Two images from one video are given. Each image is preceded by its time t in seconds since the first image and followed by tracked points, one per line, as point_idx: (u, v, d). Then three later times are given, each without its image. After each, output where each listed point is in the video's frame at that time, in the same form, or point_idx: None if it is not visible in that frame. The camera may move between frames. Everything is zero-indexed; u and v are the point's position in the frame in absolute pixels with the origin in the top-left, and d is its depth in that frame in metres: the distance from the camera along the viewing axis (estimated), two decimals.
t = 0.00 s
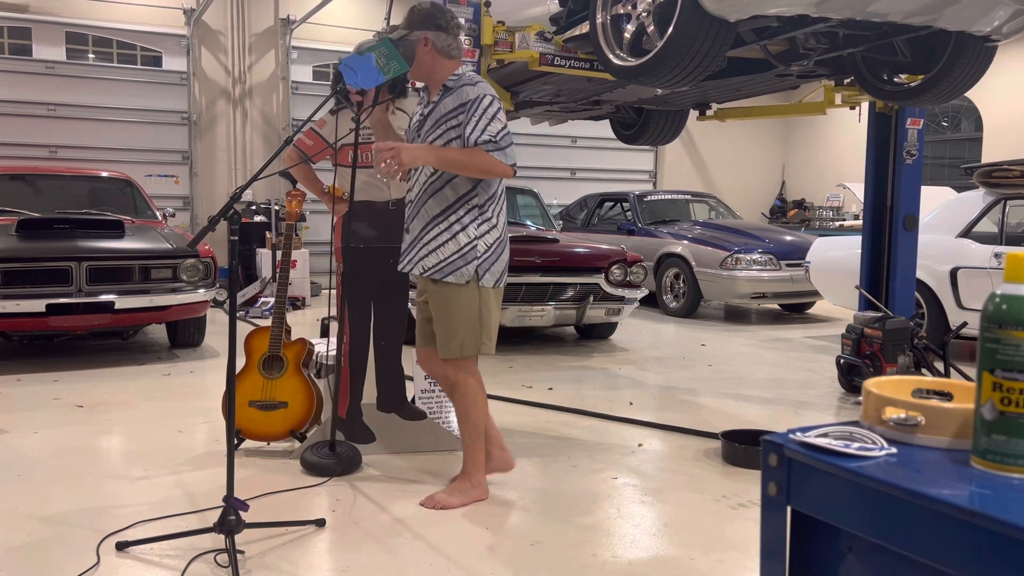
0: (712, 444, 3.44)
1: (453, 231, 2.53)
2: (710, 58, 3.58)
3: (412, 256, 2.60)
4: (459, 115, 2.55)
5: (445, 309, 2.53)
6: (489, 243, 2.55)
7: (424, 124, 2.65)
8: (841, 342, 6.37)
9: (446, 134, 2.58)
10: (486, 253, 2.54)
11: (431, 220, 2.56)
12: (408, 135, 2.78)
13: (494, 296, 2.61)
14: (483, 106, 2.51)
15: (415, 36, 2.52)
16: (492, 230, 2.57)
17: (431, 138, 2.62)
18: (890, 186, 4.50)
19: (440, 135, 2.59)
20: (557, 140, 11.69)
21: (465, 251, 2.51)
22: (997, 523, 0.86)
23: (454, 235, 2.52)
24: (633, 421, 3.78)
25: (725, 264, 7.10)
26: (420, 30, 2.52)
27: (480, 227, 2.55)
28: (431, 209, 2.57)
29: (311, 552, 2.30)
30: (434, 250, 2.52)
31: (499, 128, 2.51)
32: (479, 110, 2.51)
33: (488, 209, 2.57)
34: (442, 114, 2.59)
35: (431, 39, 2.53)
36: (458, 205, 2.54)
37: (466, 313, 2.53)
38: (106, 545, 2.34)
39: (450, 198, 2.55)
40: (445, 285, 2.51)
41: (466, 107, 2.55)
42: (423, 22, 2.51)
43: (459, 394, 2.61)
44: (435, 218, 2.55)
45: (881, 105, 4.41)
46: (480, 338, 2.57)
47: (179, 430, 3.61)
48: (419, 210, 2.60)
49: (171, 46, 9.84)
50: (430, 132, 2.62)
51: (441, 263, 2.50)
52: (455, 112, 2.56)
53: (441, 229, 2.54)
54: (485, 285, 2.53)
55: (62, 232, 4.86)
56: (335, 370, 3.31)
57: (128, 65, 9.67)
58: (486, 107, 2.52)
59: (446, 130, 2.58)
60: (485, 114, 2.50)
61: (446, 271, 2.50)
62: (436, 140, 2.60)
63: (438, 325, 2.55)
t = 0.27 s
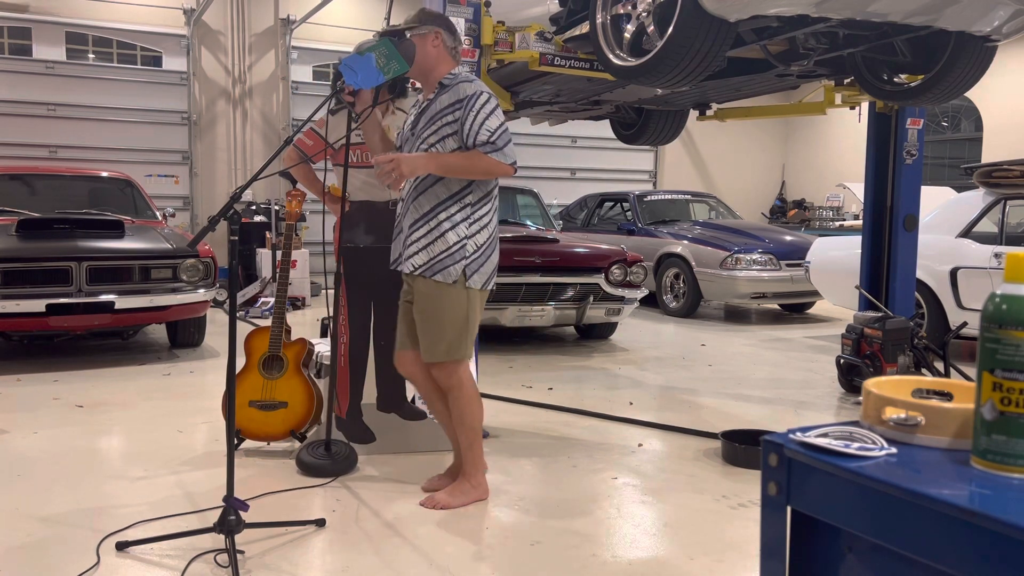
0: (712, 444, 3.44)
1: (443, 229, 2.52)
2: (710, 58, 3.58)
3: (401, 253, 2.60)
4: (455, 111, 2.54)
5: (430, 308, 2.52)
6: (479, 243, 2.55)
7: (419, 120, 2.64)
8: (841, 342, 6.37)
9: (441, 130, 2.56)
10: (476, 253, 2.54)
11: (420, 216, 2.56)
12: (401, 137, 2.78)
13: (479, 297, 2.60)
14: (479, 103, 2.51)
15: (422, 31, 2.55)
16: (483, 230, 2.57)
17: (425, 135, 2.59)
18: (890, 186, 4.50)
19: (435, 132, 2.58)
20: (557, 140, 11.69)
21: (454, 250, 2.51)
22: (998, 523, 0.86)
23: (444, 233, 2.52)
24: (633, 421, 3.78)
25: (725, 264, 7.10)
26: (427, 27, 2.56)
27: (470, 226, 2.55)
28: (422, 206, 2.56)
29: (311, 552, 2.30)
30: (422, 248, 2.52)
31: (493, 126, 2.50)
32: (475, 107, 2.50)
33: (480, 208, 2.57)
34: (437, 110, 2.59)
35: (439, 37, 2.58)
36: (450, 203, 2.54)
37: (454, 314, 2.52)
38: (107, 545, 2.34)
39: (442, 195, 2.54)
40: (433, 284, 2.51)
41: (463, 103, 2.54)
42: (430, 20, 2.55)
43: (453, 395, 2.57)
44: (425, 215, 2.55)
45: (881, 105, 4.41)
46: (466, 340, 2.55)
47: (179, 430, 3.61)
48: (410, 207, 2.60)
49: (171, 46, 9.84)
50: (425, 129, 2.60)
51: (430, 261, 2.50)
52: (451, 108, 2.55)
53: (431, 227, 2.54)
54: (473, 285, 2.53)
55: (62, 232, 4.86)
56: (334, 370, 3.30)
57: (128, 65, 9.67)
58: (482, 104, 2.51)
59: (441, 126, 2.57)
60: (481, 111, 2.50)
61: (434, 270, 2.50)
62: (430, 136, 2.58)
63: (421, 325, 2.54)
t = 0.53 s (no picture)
0: (712, 444, 3.44)
1: (439, 227, 2.52)
2: (710, 58, 3.58)
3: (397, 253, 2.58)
4: (447, 108, 2.54)
5: (428, 309, 2.52)
6: (475, 241, 2.55)
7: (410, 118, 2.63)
8: (841, 342, 6.37)
9: (433, 128, 2.57)
10: (472, 251, 2.54)
11: (416, 216, 2.55)
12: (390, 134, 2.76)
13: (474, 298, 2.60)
14: (471, 99, 2.51)
15: (414, 27, 2.54)
16: (479, 227, 2.57)
17: (417, 134, 2.59)
18: (890, 186, 4.50)
19: (428, 130, 2.58)
20: (557, 140, 11.69)
21: (451, 248, 2.51)
22: (997, 523, 0.86)
23: (440, 232, 2.52)
24: (633, 421, 3.78)
25: (725, 264, 7.10)
26: (417, 23, 2.54)
27: (467, 223, 2.55)
28: (418, 204, 2.55)
29: (311, 552, 2.30)
30: (419, 247, 2.51)
31: (484, 124, 2.50)
32: (467, 103, 2.51)
33: (475, 205, 2.57)
34: (428, 108, 2.59)
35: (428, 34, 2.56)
36: (446, 200, 2.54)
37: (450, 315, 2.52)
38: (107, 545, 2.34)
39: (438, 192, 2.54)
40: (431, 284, 2.51)
41: (454, 101, 2.54)
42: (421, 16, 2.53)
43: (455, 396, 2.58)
44: (421, 214, 2.54)
45: (881, 105, 4.41)
46: (466, 343, 2.55)
47: (179, 430, 3.61)
48: (405, 206, 2.58)
49: (171, 46, 9.85)
50: (417, 128, 2.60)
51: (427, 260, 2.50)
52: (443, 105, 2.56)
53: (427, 226, 2.53)
54: (470, 284, 2.54)
55: (62, 232, 4.86)
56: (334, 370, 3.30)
57: (128, 65, 9.67)
58: (473, 100, 2.52)
59: (434, 123, 2.57)
60: (472, 107, 2.50)
61: (431, 269, 2.49)
62: (423, 136, 2.58)
63: (416, 330, 2.55)
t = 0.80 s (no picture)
0: (712, 444, 3.44)
1: (436, 224, 2.52)
2: (710, 58, 3.58)
3: (390, 253, 2.54)
4: (439, 105, 2.56)
5: (432, 308, 2.50)
6: (469, 237, 2.58)
7: (397, 116, 2.61)
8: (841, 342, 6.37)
9: (425, 124, 2.56)
10: (467, 247, 2.57)
11: (410, 214, 2.52)
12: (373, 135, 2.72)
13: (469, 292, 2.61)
14: (462, 97, 2.55)
15: (386, 29, 2.49)
16: (471, 223, 2.61)
17: (407, 132, 2.57)
18: (890, 186, 4.50)
19: (419, 127, 2.57)
20: (557, 140, 11.69)
21: (449, 244, 2.52)
22: (997, 523, 0.86)
23: (437, 228, 2.52)
24: (633, 421, 3.78)
25: (725, 264, 7.09)
26: (389, 24, 2.51)
27: (461, 220, 2.57)
28: (412, 202, 2.53)
29: (311, 552, 2.30)
30: (417, 245, 2.49)
31: (475, 121, 2.54)
32: (458, 100, 2.54)
33: (468, 201, 2.61)
34: (417, 106, 2.58)
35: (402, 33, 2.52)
36: (441, 196, 2.54)
37: (448, 311, 2.53)
38: (106, 545, 2.34)
39: (433, 189, 2.54)
40: (431, 281, 2.50)
41: (445, 98, 2.56)
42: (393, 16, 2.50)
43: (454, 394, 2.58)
44: (415, 212, 2.52)
45: (881, 105, 4.41)
46: (466, 340, 2.57)
47: (179, 430, 3.61)
48: (397, 205, 2.55)
49: (171, 46, 9.85)
50: (406, 125, 2.58)
51: (426, 258, 2.49)
52: (433, 102, 2.57)
53: (424, 222, 2.52)
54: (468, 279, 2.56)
55: (62, 232, 4.86)
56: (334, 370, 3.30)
57: (128, 65, 9.67)
58: (464, 97, 2.55)
59: (424, 120, 2.56)
60: (464, 104, 2.54)
61: (431, 266, 2.49)
62: (414, 132, 2.57)
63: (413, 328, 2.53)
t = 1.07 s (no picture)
0: (712, 444, 3.44)
1: (427, 220, 2.54)
2: (710, 58, 3.58)
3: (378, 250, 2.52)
4: (431, 103, 2.58)
5: (421, 304, 2.50)
6: (457, 234, 2.62)
7: (385, 113, 2.59)
8: (841, 342, 6.37)
9: (417, 122, 2.57)
10: (456, 244, 2.60)
11: (401, 211, 2.52)
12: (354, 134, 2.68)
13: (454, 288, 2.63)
14: (455, 96, 2.59)
15: (363, 28, 2.44)
16: (458, 221, 2.64)
17: (399, 129, 2.56)
18: (890, 186, 4.50)
19: (410, 124, 2.56)
20: (557, 140, 11.69)
21: (440, 241, 2.55)
22: (997, 523, 0.86)
23: (428, 225, 2.54)
24: (634, 421, 3.78)
25: (725, 264, 7.09)
26: (365, 22, 2.47)
27: (449, 217, 2.60)
28: (403, 199, 2.53)
29: (311, 552, 2.31)
30: (409, 242, 2.50)
31: (467, 120, 2.59)
32: (451, 100, 2.58)
33: (456, 199, 2.64)
34: (408, 103, 2.58)
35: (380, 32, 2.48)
36: (432, 193, 2.56)
37: (439, 309, 2.53)
38: (107, 545, 2.34)
39: (425, 185, 2.55)
40: (422, 278, 2.51)
41: (438, 96, 2.59)
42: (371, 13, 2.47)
43: (450, 394, 2.57)
44: (407, 209, 2.53)
45: (881, 105, 4.41)
46: (456, 336, 2.58)
47: (179, 430, 3.61)
48: (386, 202, 2.54)
49: (171, 46, 9.86)
50: (396, 122, 2.57)
51: (418, 254, 2.50)
52: (426, 100, 2.58)
53: (414, 219, 2.53)
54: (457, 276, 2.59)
55: (62, 232, 4.86)
56: (335, 370, 3.30)
57: (128, 65, 9.67)
58: (457, 97, 2.59)
59: (417, 118, 2.57)
60: (457, 103, 2.58)
61: (422, 263, 2.51)
62: (406, 130, 2.56)
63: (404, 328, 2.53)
